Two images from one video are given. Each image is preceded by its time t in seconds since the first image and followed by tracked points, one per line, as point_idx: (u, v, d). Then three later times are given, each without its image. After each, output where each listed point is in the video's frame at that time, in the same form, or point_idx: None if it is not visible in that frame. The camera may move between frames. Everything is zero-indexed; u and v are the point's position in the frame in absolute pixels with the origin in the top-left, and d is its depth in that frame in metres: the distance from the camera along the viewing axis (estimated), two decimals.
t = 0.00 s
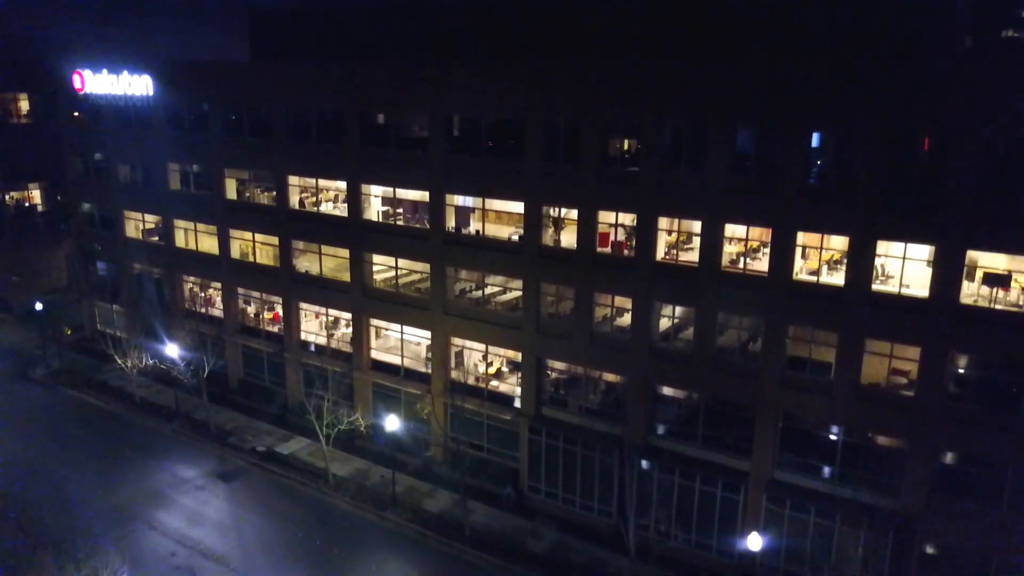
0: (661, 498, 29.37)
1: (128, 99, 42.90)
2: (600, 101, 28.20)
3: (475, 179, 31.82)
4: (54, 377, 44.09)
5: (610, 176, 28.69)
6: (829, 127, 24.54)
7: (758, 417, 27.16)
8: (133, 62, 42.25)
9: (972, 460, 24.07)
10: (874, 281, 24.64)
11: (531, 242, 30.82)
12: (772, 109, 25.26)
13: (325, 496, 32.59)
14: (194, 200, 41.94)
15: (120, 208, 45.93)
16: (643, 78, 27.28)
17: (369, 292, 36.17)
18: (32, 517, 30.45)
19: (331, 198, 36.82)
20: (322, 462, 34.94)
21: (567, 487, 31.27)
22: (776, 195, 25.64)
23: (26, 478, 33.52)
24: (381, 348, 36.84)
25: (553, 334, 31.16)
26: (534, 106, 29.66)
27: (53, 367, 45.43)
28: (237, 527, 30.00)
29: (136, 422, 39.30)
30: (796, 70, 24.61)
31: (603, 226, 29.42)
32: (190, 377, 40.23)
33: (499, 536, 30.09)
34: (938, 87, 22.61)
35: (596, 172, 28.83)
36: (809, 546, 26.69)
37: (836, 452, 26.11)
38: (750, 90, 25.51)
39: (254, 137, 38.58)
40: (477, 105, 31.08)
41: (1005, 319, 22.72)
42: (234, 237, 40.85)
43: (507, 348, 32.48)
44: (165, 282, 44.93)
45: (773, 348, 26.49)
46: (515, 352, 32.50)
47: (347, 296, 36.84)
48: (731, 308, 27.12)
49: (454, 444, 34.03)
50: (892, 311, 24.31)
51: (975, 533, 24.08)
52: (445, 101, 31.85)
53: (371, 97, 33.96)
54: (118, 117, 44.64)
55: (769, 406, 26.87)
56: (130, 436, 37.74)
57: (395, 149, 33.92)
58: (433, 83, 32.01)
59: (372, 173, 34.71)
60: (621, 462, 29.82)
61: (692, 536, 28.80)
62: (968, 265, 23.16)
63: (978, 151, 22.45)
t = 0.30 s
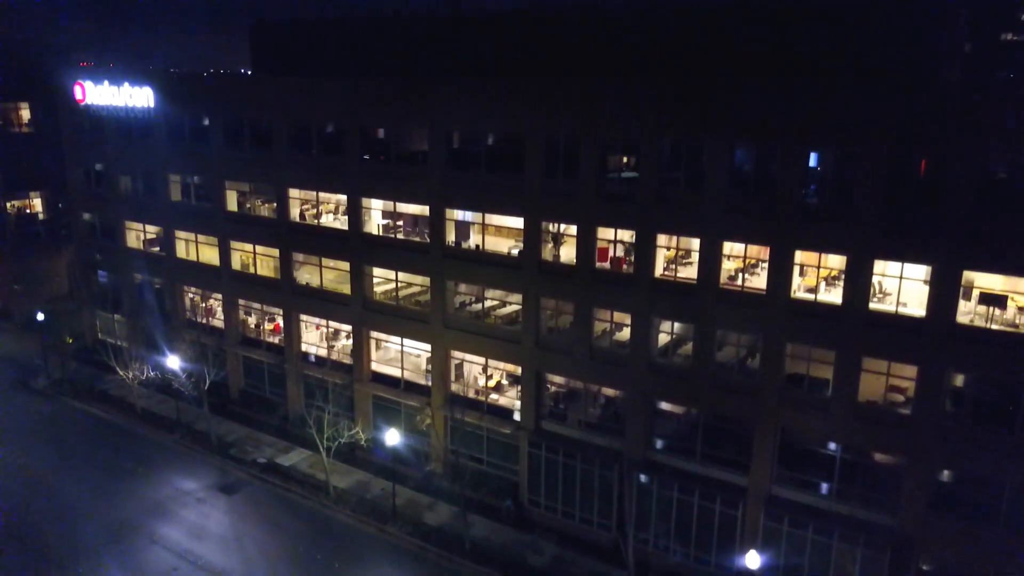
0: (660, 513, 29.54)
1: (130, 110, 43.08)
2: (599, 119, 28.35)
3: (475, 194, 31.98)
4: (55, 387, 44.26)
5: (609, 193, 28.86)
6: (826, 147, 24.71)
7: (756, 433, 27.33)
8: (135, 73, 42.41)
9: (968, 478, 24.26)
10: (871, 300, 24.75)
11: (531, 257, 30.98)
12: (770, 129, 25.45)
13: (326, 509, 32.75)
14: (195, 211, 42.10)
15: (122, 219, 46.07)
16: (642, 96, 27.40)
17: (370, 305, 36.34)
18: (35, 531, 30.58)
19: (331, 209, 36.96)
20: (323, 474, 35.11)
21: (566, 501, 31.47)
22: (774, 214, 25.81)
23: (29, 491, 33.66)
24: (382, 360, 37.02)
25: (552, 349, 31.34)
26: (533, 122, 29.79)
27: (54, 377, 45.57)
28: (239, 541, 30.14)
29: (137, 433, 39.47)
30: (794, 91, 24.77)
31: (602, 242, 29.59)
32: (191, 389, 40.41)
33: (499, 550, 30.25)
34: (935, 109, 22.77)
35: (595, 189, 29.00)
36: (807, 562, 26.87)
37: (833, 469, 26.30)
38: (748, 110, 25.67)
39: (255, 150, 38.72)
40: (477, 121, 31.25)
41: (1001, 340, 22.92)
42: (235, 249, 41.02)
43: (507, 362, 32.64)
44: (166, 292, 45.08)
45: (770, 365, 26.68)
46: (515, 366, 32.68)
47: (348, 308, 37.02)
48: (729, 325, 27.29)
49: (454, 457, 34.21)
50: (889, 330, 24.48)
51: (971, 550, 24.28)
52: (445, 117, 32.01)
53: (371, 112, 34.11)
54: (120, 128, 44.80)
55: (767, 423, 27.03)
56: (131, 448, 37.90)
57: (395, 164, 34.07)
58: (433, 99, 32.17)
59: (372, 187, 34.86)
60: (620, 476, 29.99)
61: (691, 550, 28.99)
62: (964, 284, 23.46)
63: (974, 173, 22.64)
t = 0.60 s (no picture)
0: (659, 527, 29.72)
1: (131, 121, 43.24)
2: (599, 137, 28.49)
3: (475, 209, 32.13)
4: (57, 397, 44.40)
5: (608, 210, 29.02)
6: (824, 167, 24.84)
7: (755, 450, 27.48)
8: (136, 85, 42.56)
9: (965, 497, 24.42)
10: (869, 318, 24.98)
11: (531, 273, 31.14)
12: (768, 148, 25.59)
13: (327, 523, 32.89)
14: (196, 222, 42.23)
15: (123, 229, 46.20)
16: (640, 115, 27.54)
17: (370, 317, 36.50)
18: (36, 545, 30.67)
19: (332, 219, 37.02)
20: (324, 487, 35.27)
21: (566, 514, 31.67)
22: (772, 233, 25.95)
23: (30, 504, 33.78)
24: (382, 372, 37.16)
25: (552, 363, 31.49)
26: (533, 139, 29.94)
27: (55, 387, 45.71)
28: (240, 555, 30.26)
29: (139, 444, 39.64)
30: (794, 111, 24.86)
31: (601, 258, 29.72)
32: (192, 400, 40.56)
33: (499, 563, 30.42)
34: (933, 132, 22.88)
35: (594, 205, 29.16)
36: None
37: (831, 485, 26.47)
38: (746, 129, 25.79)
39: (255, 162, 38.86)
40: (477, 137, 31.40)
41: (997, 360, 23.06)
42: (236, 260, 41.16)
43: (507, 376, 32.78)
44: (166, 302, 45.21)
45: (768, 382, 26.83)
46: (515, 380, 32.83)
47: (349, 321, 37.17)
48: (728, 343, 27.44)
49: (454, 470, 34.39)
50: (886, 349, 24.64)
51: (967, 568, 24.46)
52: (446, 132, 32.16)
53: (371, 126, 34.26)
54: (121, 139, 44.95)
55: (766, 440, 27.18)
56: (133, 460, 38.05)
57: (396, 178, 34.22)
58: (433, 115, 32.32)
59: (372, 201, 35.00)
60: (619, 491, 30.17)
61: (690, 565, 29.20)
62: (960, 304, 23.55)
63: (971, 195, 22.76)
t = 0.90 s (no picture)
0: (658, 541, 29.88)
1: (132, 132, 43.41)
2: (598, 155, 28.62)
3: (474, 224, 32.27)
4: (58, 407, 44.58)
5: (606, 226, 29.15)
6: (821, 187, 24.97)
7: (753, 466, 27.63)
8: (136, 97, 42.72)
9: (962, 514, 24.58)
10: (866, 337, 25.13)
11: (530, 288, 31.28)
12: (765, 167, 25.70)
13: (327, 535, 33.05)
14: (197, 233, 42.39)
15: (123, 239, 46.34)
16: (638, 133, 27.63)
17: (370, 330, 36.64)
18: (37, 557, 30.79)
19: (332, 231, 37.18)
20: (324, 498, 35.42)
21: (565, 527, 31.83)
22: (769, 251, 26.10)
23: (32, 516, 33.93)
24: (382, 384, 37.33)
25: (551, 377, 31.63)
26: (532, 155, 30.06)
27: (56, 396, 45.87)
28: (241, 568, 30.38)
29: (140, 455, 39.84)
30: (791, 132, 24.98)
31: (601, 274, 29.87)
32: (193, 411, 40.71)
33: None
34: (930, 154, 22.99)
35: (593, 222, 29.30)
36: None
37: (828, 501, 26.61)
38: (744, 148, 25.90)
39: (256, 174, 39.01)
40: (476, 152, 31.54)
41: (993, 380, 23.21)
42: (237, 272, 41.29)
43: (507, 390, 32.91)
44: (167, 312, 45.34)
45: (766, 399, 26.97)
46: (514, 394, 32.98)
47: (349, 333, 37.31)
48: (726, 359, 27.58)
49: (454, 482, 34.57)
50: (883, 368, 24.77)
51: None
52: (445, 147, 32.31)
53: (371, 141, 34.40)
54: (121, 150, 45.09)
55: (764, 456, 27.32)
56: (134, 471, 38.23)
57: (396, 192, 34.38)
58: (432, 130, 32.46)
59: (372, 214, 35.13)
60: (618, 505, 30.31)
61: None
62: (956, 323, 23.71)
63: (967, 216, 22.89)
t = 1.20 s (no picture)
0: (657, 554, 30.01)
1: (133, 142, 43.58)
2: (597, 171, 28.79)
3: (474, 237, 32.42)
4: (59, 416, 44.71)
5: (605, 242, 29.30)
6: (819, 205, 25.10)
7: (751, 480, 27.78)
8: (138, 107, 42.88)
9: (958, 530, 24.72)
10: (863, 354, 25.30)
11: (530, 301, 31.41)
12: (764, 185, 25.84)
13: (327, 546, 33.14)
14: (198, 243, 42.53)
15: (124, 248, 46.48)
16: (638, 149, 27.76)
17: (370, 341, 36.77)
18: (39, 569, 30.86)
19: (332, 242, 37.33)
20: (325, 509, 35.54)
21: (565, 540, 31.97)
22: (768, 268, 26.23)
23: (33, 527, 34.01)
24: (382, 395, 37.47)
25: (551, 391, 31.77)
26: (532, 170, 30.21)
27: (58, 405, 46.01)
28: None
29: (142, 465, 39.97)
30: (789, 150, 25.13)
31: (600, 288, 30.00)
32: (194, 421, 40.84)
33: None
34: (927, 174, 23.13)
35: (592, 237, 29.44)
36: None
37: (826, 516, 26.75)
38: (743, 165, 26.04)
39: (256, 186, 39.15)
40: (476, 166, 31.67)
41: (989, 398, 23.36)
42: (238, 282, 41.42)
43: (507, 402, 33.04)
44: (168, 322, 45.47)
45: (765, 415, 27.10)
46: (514, 406, 33.13)
47: (349, 344, 37.43)
48: (725, 375, 27.72)
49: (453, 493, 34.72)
50: (881, 385, 24.91)
51: None
52: (445, 162, 32.45)
53: (372, 154, 34.54)
54: (122, 160, 45.24)
55: (762, 471, 27.46)
56: (135, 482, 38.34)
57: (396, 205, 34.52)
58: (433, 144, 32.60)
59: (373, 227, 35.28)
60: (617, 518, 30.45)
61: None
62: (954, 341, 23.91)
63: (964, 235, 23.02)
